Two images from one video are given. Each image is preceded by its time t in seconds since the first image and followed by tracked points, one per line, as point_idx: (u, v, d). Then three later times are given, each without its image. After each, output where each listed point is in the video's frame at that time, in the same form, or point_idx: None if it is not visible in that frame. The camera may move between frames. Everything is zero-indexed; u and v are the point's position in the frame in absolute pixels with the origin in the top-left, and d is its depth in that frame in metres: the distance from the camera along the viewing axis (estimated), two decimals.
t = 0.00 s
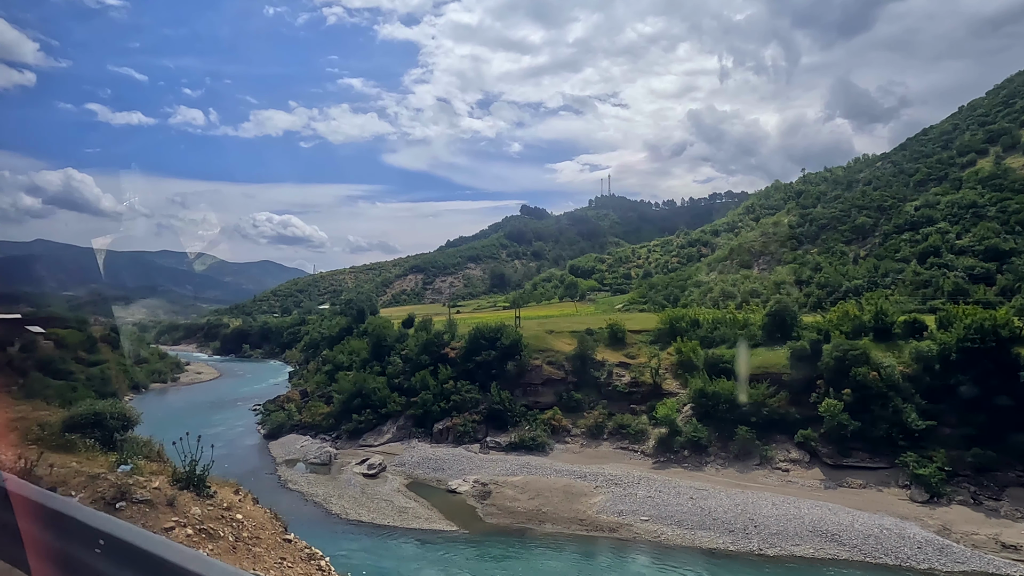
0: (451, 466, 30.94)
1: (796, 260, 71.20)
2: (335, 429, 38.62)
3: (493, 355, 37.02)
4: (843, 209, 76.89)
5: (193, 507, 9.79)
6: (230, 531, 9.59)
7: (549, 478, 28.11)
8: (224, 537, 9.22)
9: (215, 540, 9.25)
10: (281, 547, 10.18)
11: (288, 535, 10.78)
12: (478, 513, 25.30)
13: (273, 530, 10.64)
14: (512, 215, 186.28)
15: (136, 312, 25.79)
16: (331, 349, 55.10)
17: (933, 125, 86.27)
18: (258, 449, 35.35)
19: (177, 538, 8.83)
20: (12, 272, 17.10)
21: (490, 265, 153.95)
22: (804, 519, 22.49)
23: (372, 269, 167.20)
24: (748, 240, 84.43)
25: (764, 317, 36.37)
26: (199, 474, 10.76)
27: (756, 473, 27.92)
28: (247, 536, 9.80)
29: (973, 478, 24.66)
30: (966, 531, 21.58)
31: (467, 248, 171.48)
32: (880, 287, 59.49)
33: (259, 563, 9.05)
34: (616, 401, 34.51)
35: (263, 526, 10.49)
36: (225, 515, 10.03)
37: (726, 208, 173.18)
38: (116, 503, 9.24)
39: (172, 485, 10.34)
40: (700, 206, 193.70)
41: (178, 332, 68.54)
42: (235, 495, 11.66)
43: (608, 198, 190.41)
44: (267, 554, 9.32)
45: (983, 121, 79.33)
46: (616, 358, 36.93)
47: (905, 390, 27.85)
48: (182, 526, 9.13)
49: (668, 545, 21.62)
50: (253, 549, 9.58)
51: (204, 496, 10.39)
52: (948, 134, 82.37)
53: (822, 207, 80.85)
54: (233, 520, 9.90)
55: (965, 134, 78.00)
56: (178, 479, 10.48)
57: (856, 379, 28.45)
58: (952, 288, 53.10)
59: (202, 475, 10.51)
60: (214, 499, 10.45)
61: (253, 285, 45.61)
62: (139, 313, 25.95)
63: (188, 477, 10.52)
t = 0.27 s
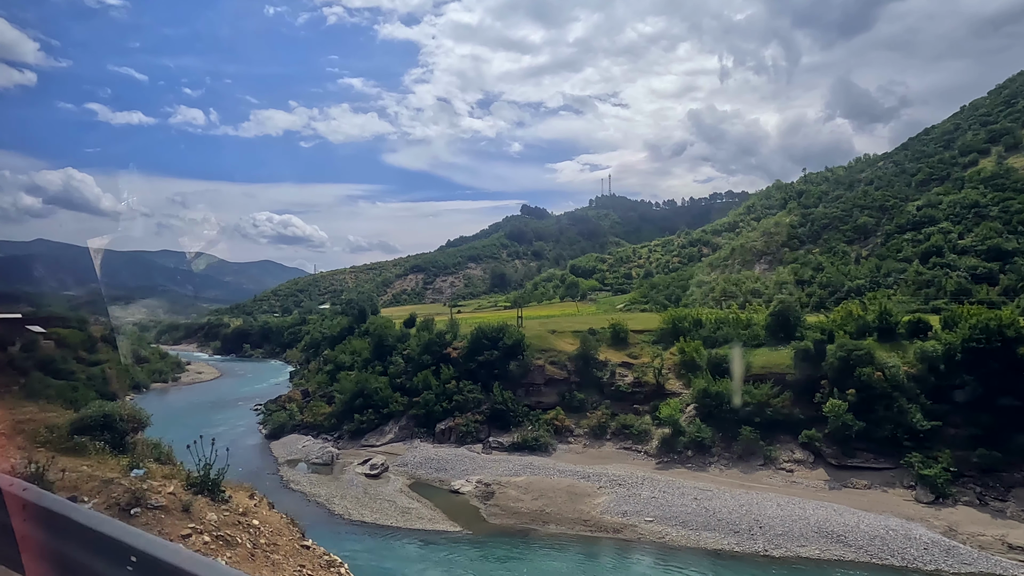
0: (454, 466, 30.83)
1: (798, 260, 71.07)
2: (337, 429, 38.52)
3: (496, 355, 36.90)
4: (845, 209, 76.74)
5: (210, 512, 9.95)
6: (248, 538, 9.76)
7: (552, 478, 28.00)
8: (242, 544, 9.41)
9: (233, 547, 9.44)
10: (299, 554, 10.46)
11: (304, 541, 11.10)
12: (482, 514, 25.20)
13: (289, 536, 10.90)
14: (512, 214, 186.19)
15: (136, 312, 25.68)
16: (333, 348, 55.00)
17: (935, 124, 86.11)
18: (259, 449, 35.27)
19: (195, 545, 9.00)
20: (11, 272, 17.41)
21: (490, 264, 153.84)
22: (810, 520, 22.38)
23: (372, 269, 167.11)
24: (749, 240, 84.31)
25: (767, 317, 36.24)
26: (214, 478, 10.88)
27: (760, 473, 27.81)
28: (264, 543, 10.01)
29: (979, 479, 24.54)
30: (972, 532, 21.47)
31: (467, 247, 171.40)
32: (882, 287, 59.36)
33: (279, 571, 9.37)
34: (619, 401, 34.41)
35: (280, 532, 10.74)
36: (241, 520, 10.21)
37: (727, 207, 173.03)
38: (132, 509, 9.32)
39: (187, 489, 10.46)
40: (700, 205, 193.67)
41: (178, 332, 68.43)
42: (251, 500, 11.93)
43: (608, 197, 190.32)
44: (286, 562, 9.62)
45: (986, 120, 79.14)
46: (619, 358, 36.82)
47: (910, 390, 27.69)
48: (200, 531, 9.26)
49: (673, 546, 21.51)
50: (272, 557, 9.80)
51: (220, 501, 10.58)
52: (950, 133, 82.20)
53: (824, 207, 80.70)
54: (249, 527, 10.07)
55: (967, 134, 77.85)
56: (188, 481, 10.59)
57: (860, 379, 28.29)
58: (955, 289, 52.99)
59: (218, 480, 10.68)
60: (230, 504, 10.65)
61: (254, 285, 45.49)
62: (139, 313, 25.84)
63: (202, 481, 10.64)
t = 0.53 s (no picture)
0: (463, 466, 30.53)
1: (804, 259, 70.67)
2: (343, 429, 38.23)
3: (503, 355, 36.59)
4: (851, 208, 76.35)
5: (265, 532, 8.94)
6: (307, 559, 8.65)
7: (563, 479, 27.69)
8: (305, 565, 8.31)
9: (293, 570, 8.34)
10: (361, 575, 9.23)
11: (365, 562, 9.89)
12: (492, 515, 24.88)
13: (348, 556, 9.68)
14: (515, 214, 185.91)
15: (139, 311, 25.39)
16: (337, 348, 54.72)
17: (940, 123, 85.66)
18: (265, 449, 35.02)
19: (254, 569, 7.94)
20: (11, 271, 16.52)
21: (493, 263, 153.55)
22: (826, 522, 22.05)
23: (374, 268, 166.91)
24: (754, 239, 83.95)
25: (778, 317, 35.88)
26: (264, 493, 10.09)
27: (773, 474, 27.50)
28: (325, 564, 8.89)
29: (997, 480, 24.21)
30: (992, 535, 21.12)
31: (470, 247, 171.14)
32: (889, 286, 58.99)
33: None
34: (628, 401, 34.12)
35: (339, 552, 9.57)
36: (298, 540, 9.14)
37: (730, 207, 172.52)
38: (183, 529, 8.23)
39: (236, 505, 9.61)
40: (703, 205, 193.29)
41: (181, 330, 68.21)
42: (305, 514, 11.08)
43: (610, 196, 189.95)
44: None
45: (992, 119, 78.67)
46: (627, 358, 36.51)
47: (925, 390, 27.39)
48: (259, 555, 8.19)
49: (688, 548, 21.18)
50: None
51: (273, 518, 9.60)
52: (956, 132, 81.75)
53: (830, 206, 80.28)
54: (307, 546, 9.00)
55: (973, 133, 77.40)
56: (240, 500, 9.77)
57: (875, 379, 27.96)
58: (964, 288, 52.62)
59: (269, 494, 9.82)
60: (283, 521, 9.65)
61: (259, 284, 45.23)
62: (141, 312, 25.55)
63: (252, 495, 9.83)
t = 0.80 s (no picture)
0: (465, 467, 30.44)
1: (806, 259, 70.53)
2: (345, 429, 38.14)
3: (506, 355, 36.46)
4: (853, 208, 76.22)
5: (285, 539, 8.76)
6: (329, 565, 8.46)
7: (566, 480, 27.57)
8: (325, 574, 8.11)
9: None
10: None
11: (387, 567, 9.55)
12: (496, 516, 24.76)
13: (371, 563, 9.30)
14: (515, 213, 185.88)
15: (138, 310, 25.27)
16: (339, 348, 54.64)
17: (942, 123, 85.51)
18: (267, 449, 34.98)
19: None
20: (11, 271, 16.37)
21: (494, 263, 153.49)
22: (832, 523, 21.93)
23: (375, 268, 166.91)
24: (756, 239, 83.85)
25: (781, 317, 35.75)
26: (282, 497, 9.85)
27: (777, 475, 27.39)
28: (347, 571, 8.66)
29: (1002, 481, 24.10)
30: (998, 536, 21.00)
31: (471, 246, 171.14)
32: (892, 286, 58.85)
33: None
34: (631, 401, 34.04)
35: (361, 558, 9.25)
36: (319, 547, 8.94)
37: (731, 207, 172.31)
38: (203, 537, 8.24)
39: (255, 510, 9.45)
40: (704, 204, 193.19)
41: (182, 330, 68.18)
42: (322, 520, 10.88)
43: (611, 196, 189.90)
44: None
45: (995, 118, 78.51)
46: (630, 358, 36.40)
47: (930, 391, 27.29)
48: (279, 564, 8.09)
49: (692, 549, 21.06)
50: None
51: (292, 523, 9.40)
52: (958, 131, 81.60)
53: (832, 206, 80.15)
54: (329, 554, 8.77)
55: (975, 132, 77.24)
56: (257, 502, 9.76)
57: (879, 379, 27.85)
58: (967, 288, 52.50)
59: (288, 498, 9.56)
60: (303, 526, 9.42)
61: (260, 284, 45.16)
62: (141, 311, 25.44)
63: (272, 500, 9.60)
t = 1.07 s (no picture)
0: (474, 467, 30.14)
1: (811, 259, 70.15)
2: (351, 429, 37.84)
3: (514, 354, 36.16)
4: (858, 207, 75.92)
5: (357, 564, 8.45)
6: None
7: (576, 481, 27.28)
8: None
9: None
10: None
11: None
12: (507, 518, 24.47)
13: None
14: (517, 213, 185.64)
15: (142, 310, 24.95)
16: (343, 347, 54.37)
17: (948, 122, 85.14)
18: (272, 449, 34.77)
19: None
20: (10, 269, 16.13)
21: (496, 262, 153.28)
22: (849, 526, 21.62)
23: (376, 267, 166.75)
24: (760, 238, 83.52)
25: (792, 316, 35.41)
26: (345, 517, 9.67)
27: (790, 476, 27.07)
28: None
29: (1021, 483, 23.76)
30: (1019, 539, 20.68)
31: (472, 245, 170.92)
32: (899, 286, 58.53)
33: None
34: (640, 402, 33.73)
35: None
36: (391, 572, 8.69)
37: (733, 207, 171.89)
38: (275, 564, 7.69)
39: (317, 530, 9.22)
40: (706, 204, 192.95)
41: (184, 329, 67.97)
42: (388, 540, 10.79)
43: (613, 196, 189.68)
44: None
45: (1001, 117, 78.18)
46: (639, 358, 36.08)
47: (946, 391, 26.99)
48: None
49: (708, 552, 20.75)
50: None
51: (358, 545, 9.20)
52: (964, 130, 81.28)
53: (837, 205, 79.83)
54: None
55: (981, 131, 76.86)
56: (317, 517, 9.58)
57: (894, 379, 27.54)
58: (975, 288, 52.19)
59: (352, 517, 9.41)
60: (370, 549, 9.22)
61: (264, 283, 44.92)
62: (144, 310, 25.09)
63: (335, 520, 9.40)
